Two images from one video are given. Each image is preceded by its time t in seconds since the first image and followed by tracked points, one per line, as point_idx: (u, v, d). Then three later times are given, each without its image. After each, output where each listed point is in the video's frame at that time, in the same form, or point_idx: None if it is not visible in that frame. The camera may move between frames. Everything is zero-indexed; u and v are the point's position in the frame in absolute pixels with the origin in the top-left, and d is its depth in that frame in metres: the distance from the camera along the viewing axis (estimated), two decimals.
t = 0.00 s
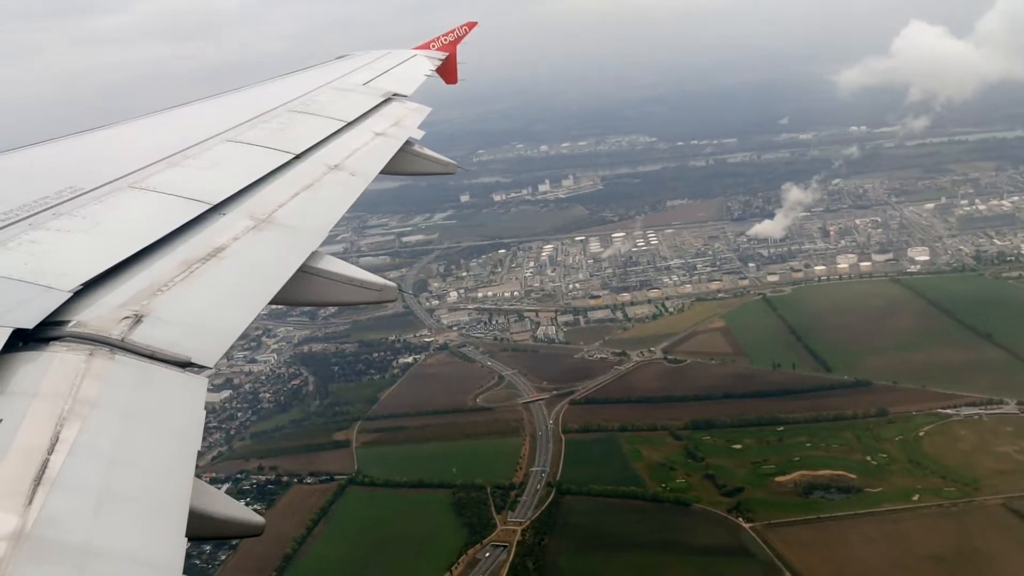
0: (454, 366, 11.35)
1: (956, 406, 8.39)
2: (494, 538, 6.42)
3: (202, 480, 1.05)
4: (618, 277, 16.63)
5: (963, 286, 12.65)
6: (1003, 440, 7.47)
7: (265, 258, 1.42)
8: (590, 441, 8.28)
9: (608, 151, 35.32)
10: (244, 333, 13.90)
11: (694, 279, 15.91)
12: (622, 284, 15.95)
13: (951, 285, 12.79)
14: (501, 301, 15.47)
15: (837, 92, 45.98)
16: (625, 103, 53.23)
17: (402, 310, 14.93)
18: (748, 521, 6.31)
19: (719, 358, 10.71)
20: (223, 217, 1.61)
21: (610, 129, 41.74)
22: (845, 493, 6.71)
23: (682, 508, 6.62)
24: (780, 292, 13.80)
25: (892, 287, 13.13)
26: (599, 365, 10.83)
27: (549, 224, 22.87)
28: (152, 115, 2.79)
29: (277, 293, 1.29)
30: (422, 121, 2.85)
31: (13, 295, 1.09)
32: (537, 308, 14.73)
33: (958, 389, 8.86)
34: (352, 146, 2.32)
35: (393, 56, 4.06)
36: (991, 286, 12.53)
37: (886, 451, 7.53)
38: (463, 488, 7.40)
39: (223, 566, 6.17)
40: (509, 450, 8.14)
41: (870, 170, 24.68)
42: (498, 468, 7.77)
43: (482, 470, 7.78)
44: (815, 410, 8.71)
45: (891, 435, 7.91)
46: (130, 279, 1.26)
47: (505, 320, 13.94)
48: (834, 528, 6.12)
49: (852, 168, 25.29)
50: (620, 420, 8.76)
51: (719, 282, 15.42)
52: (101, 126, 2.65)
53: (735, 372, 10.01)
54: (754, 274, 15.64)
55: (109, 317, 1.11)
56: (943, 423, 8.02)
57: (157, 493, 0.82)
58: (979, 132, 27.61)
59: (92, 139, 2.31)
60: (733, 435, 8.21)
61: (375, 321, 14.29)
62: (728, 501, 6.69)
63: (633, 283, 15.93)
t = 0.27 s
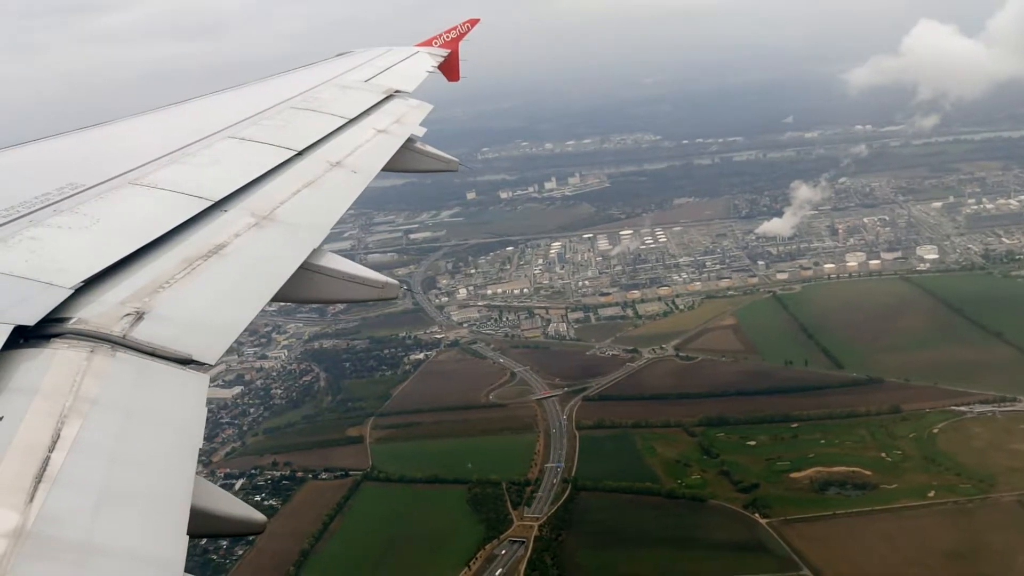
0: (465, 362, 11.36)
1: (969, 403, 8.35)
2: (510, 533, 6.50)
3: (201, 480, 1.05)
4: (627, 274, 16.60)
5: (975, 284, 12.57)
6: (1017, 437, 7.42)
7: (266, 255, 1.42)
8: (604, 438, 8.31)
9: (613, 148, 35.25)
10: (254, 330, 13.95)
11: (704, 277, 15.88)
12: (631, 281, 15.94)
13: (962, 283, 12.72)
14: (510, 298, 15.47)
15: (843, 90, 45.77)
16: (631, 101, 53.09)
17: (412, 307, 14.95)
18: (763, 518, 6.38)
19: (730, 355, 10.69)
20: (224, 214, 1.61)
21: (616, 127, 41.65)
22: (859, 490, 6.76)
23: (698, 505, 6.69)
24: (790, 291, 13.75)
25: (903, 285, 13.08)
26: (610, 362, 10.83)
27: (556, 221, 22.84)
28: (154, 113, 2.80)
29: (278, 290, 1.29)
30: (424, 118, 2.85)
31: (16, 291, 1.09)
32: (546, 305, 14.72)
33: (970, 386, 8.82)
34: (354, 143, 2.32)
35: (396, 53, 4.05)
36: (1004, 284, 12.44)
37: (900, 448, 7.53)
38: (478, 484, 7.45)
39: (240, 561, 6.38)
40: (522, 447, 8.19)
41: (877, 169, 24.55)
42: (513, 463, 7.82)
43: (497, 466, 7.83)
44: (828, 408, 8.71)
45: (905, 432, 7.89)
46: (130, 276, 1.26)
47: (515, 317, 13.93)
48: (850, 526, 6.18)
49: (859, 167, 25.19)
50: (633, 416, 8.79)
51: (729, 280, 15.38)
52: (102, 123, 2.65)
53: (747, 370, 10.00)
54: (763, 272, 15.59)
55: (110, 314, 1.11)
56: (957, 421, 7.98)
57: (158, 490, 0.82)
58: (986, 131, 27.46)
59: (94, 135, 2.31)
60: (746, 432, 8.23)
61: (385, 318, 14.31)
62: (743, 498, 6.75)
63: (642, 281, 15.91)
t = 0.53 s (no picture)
0: (472, 361, 11.37)
1: (981, 402, 8.33)
2: (524, 530, 6.53)
3: (199, 480, 1.05)
4: (632, 274, 16.59)
5: (982, 284, 12.56)
6: None
7: (264, 258, 1.43)
8: (615, 437, 8.34)
9: (614, 149, 35.26)
10: (261, 329, 13.94)
11: (709, 277, 15.86)
12: (636, 281, 15.92)
13: (968, 283, 12.71)
14: (516, 298, 15.47)
15: (844, 92, 45.74)
16: (631, 102, 53.07)
17: (417, 307, 14.96)
18: (777, 515, 6.46)
19: (738, 354, 10.69)
20: (222, 216, 1.61)
21: (617, 127, 41.62)
22: (872, 488, 6.81)
23: (710, 503, 6.76)
24: (796, 290, 13.75)
25: (908, 285, 13.07)
26: (618, 362, 10.85)
27: (558, 222, 22.84)
28: (150, 115, 2.79)
29: (276, 291, 1.30)
30: (421, 121, 2.86)
31: (16, 292, 1.10)
32: (552, 305, 14.71)
33: (980, 384, 8.82)
34: (351, 146, 2.32)
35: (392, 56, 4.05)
36: (1011, 284, 12.43)
37: (912, 446, 7.53)
38: (490, 481, 7.47)
39: (254, 557, 6.46)
40: (534, 445, 8.20)
41: (879, 169, 24.54)
42: (524, 460, 7.84)
43: (508, 463, 7.85)
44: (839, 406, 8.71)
45: (917, 430, 7.88)
46: (129, 278, 1.26)
47: (521, 316, 13.93)
48: (863, 524, 6.24)
49: (861, 168, 25.19)
50: (644, 415, 8.81)
51: (734, 280, 15.37)
52: (99, 125, 2.65)
53: (756, 369, 10.00)
54: (768, 272, 15.58)
55: (109, 316, 1.11)
56: (969, 419, 7.97)
57: (156, 492, 0.82)
58: (987, 132, 27.47)
59: (91, 138, 2.31)
60: (757, 429, 8.25)
61: (390, 317, 14.32)
62: (756, 496, 6.81)
63: (647, 281, 15.89)
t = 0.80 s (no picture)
0: (482, 355, 11.39)
1: (991, 397, 8.32)
2: (537, 522, 6.60)
3: (200, 481, 1.05)
4: (640, 269, 16.58)
5: (991, 281, 12.52)
6: None
7: (263, 257, 1.42)
8: (626, 430, 8.38)
9: (619, 144, 35.23)
10: (269, 321, 13.97)
11: (717, 272, 15.85)
12: (644, 276, 15.92)
13: (977, 279, 12.70)
14: (524, 292, 15.46)
15: (849, 88, 45.64)
16: (636, 98, 52.99)
17: (425, 300, 14.96)
18: (790, 507, 6.46)
19: (747, 349, 10.71)
20: (223, 215, 1.61)
21: (622, 123, 41.57)
22: (884, 481, 6.77)
23: (722, 495, 6.80)
24: (804, 286, 13.73)
25: (916, 281, 13.06)
26: (628, 356, 10.87)
27: (565, 216, 22.82)
28: (153, 113, 2.79)
29: (277, 290, 1.30)
30: (422, 120, 2.86)
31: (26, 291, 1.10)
32: (560, 299, 14.71)
33: (990, 379, 8.81)
34: (352, 145, 2.32)
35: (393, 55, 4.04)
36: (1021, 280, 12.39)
37: (923, 441, 7.52)
38: (502, 474, 7.54)
39: (268, 548, 6.47)
40: (546, 438, 8.26)
41: (886, 166, 24.48)
42: (535, 454, 7.92)
43: (520, 456, 7.91)
44: (849, 400, 8.72)
45: (927, 425, 7.89)
46: (129, 276, 1.26)
47: (530, 310, 13.93)
48: (875, 515, 6.22)
49: (868, 164, 25.12)
50: (655, 409, 8.85)
51: (742, 275, 15.36)
52: (101, 123, 2.65)
53: (765, 363, 10.03)
54: (776, 268, 15.57)
55: (109, 314, 1.11)
56: (979, 414, 7.96)
57: (156, 490, 0.82)
58: (994, 129, 27.38)
59: (93, 136, 2.31)
60: (769, 424, 8.29)
61: (399, 311, 14.34)
62: (769, 488, 6.85)
63: (656, 276, 15.88)
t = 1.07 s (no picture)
0: (493, 349, 11.40)
1: (1005, 391, 8.30)
2: (554, 514, 6.61)
3: (205, 483, 1.05)
4: (648, 264, 16.56)
5: (1002, 275, 12.47)
6: None
7: (266, 259, 1.42)
8: (640, 423, 8.42)
9: (624, 139, 35.20)
10: (280, 315, 14.00)
11: (727, 266, 15.80)
12: (653, 271, 15.88)
13: (987, 274, 12.64)
14: (533, 287, 15.46)
15: (855, 84, 45.45)
16: (642, 93, 52.88)
17: (435, 295, 14.98)
18: (806, 501, 6.53)
19: (759, 343, 10.70)
20: (226, 218, 1.61)
21: (628, 118, 41.52)
22: (900, 475, 6.80)
23: (739, 488, 6.85)
24: (814, 281, 13.69)
25: (926, 276, 13.00)
26: (639, 350, 10.87)
27: (572, 212, 22.80)
28: (156, 115, 2.79)
29: (280, 293, 1.30)
30: (425, 122, 2.86)
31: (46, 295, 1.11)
32: (570, 293, 14.69)
33: (1003, 373, 8.79)
34: (355, 148, 2.32)
35: (395, 58, 4.04)
36: None
37: (937, 435, 7.53)
38: (518, 466, 7.56)
39: (285, 541, 6.49)
40: (560, 432, 8.28)
41: (894, 161, 24.38)
42: (551, 447, 7.93)
43: (535, 450, 7.93)
44: (863, 393, 8.72)
45: (941, 419, 7.89)
46: (132, 280, 1.27)
47: (540, 305, 13.93)
48: (892, 509, 6.29)
49: (876, 159, 25.02)
50: (669, 403, 8.87)
51: (752, 270, 15.32)
52: (104, 126, 2.66)
53: (777, 357, 10.01)
54: (786, 263, 15.52)
55: (112, 318, 1.11)
56: (993, 409, 7.95)
57: (159, 492, 0.82)
58: (1002, 125, 27.25)
59: (97, 139, 2.32)
60: (783, 417, 8.31)
61: (409, 306, 14.36)
62: (786, 482, 6.90)
63: (665, 270, 15.85)
